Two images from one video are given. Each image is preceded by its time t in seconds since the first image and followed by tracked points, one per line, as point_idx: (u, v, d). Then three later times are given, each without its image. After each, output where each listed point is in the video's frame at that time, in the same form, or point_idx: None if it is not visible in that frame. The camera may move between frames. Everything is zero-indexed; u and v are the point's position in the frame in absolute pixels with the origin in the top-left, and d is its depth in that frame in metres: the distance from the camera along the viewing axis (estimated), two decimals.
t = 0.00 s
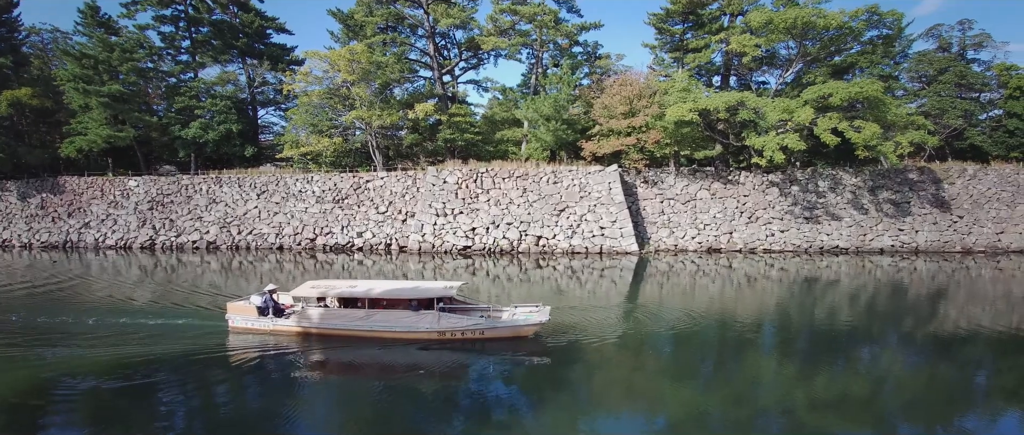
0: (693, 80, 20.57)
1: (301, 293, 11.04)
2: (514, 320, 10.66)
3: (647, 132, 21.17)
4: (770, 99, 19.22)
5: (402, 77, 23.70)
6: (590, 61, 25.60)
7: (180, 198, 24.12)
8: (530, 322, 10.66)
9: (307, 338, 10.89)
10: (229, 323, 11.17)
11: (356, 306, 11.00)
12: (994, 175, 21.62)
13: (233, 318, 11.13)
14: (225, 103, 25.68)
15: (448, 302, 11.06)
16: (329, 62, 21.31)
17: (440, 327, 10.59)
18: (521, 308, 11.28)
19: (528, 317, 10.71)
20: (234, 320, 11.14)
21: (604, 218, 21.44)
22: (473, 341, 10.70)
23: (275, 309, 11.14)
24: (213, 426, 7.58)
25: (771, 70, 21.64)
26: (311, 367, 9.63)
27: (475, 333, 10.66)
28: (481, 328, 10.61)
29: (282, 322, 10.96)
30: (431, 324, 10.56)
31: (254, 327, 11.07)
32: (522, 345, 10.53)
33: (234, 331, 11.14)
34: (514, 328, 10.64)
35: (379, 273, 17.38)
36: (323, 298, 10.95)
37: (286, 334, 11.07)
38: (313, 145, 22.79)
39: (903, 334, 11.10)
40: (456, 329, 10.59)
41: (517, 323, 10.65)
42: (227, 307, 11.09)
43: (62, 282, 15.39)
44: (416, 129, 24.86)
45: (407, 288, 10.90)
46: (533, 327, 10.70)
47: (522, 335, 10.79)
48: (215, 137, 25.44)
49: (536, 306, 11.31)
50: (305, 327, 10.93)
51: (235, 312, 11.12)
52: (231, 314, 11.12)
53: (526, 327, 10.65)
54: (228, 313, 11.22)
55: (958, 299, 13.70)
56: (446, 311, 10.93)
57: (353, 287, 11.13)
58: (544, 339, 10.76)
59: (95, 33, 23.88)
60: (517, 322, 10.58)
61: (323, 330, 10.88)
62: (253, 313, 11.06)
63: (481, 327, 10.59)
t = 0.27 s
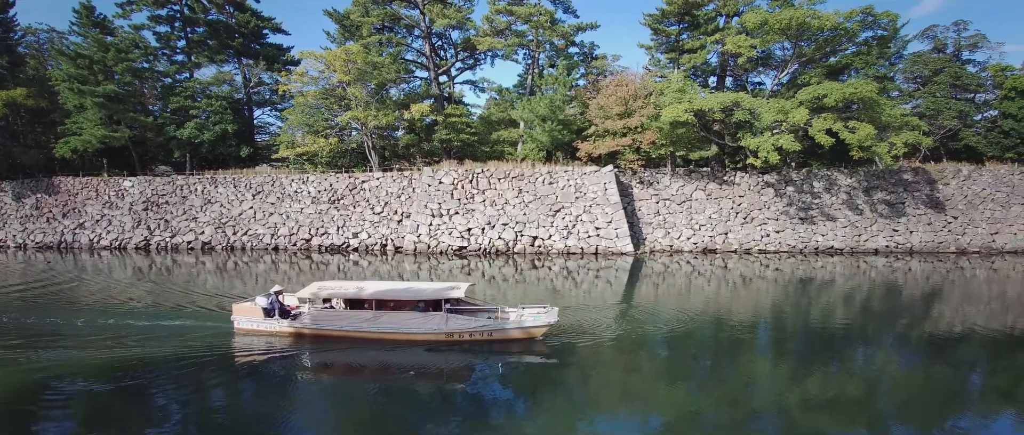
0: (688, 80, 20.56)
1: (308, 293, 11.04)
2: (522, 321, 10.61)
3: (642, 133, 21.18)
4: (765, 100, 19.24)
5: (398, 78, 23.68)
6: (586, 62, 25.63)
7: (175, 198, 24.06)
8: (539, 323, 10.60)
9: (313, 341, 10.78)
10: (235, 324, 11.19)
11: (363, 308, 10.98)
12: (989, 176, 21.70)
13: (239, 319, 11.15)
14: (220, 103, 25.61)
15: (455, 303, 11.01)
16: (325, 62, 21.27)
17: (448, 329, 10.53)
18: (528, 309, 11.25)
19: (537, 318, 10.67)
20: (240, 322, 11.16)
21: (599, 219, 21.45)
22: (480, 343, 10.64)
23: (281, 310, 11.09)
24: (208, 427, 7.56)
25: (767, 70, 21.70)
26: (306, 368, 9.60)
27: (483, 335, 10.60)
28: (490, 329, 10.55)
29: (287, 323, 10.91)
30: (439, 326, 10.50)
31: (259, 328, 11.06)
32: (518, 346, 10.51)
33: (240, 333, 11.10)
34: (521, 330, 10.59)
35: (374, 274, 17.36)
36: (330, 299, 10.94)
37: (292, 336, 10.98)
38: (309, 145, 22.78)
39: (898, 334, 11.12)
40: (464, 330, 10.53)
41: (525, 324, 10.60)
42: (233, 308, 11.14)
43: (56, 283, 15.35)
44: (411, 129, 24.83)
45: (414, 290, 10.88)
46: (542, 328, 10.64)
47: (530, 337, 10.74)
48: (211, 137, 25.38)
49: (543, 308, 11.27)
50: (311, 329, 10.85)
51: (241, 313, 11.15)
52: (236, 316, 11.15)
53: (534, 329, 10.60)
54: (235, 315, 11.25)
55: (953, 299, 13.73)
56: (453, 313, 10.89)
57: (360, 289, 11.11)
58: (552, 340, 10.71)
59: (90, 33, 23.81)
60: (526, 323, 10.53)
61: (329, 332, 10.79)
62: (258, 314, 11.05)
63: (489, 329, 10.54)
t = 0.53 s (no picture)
0: (681, 83, 20.59)
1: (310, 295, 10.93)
2: (527, 324, 10.57)
3: (635, 135, 21.41)
4: (756, 103, 19.33)
5: (392, 79, 23.65)
6: (580, 64, 25.70)
7: (166, 200, 23.91)
8: (544, 326, 10.54)
9: (316, 344, 10.72)
10: (236, 327, 11.09)
11: (366, 310, 10.89)
12: (978, 178, 21.90)
13: (240, 322, 11.04)
14: (212, 104, 25.48)
15: (458, 305, 10.89)
16: (318, 64, 21.21)
17: (453, 331, 10.48)
18: (532, 311, 11.18)
19: (542, 320, 10.59)
20: (241, 325, 11.06)
21: (592, 220, 21.48)
22: (484, 345, 10.64)
23: (283, 313, 11.02)
24: (198, 431, 7.50)
25: (759, 73, 21.84)
26: (298, 371, 9.54)
27: (487, 337, 10.60)
28: (494, 332, 10.54)
29: (290, 326, 10.85)
30: (443, 329, 10.45)
31: (261, 331, 11.01)
32: (510, 349, 10.50)
33: (241, 335, 11.04)
34: (526, 332, 10.56)
35: (367, 276, 17.32)
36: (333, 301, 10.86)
37: (295, 338, 10.97)
38: (301, 147, 22.75)
39: (889, 335, 11.19)
40: (468, 333, 10.51)
41: (530, 326, 10.55)
42: (234, 311, 11.01)
43: (44, 285, 15.21)
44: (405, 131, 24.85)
45: (418, 292, 10.76)
46: (547, 331, 10.59)
47: (535, 339, 10.69)
48: (202, 138, 25.25)
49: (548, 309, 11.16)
50: (314, 331, 10.80)
51: (242, 316, 11.04)
52: (237, 319, 11.04)
53: (539, 331, 10.55)
54: (235, 317, 11.13)
55: (943, 301, 13.82)
56: (457, 315, 10.78)
57: (363, 291, 11.02)
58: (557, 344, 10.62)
59: (80, 34, 23.66)
60: (531, 326, 10.48)
61: (332, 334, 10.76)
62: (261, 317, 10.96)
63: (493, 331, 10.52)
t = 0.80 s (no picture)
0: (677, 84, 20.58)
1: (317, 297, 10.95)
2: (534, 325, 10.58)
3: (631, 136, 21.44)
4: (751, 104, 19.36)
5: (388, 80, 23.65)
6: (576, 65, 25.75)
7: (162, 201, 23.85)
8: (551, 327, 10.54)
9: (323, 345, 10.72)
10: (243, 329, 11.10)
11: (374, 311, 10.92)
12: (973, 179, 22.00)
13: (247, 323, 11.06)
14: (208, 105, 25.43)
15: (466, 307, 10.93)
16: (314, 65, 21.20)
17: (461, 333, 10.49)
18: (539, 312, 11.15)
19: (549, 321, 10.60)
20: (249, 326, 11.08)
21: (588, 221, 21.50)
22: (492, 347, 10.62)
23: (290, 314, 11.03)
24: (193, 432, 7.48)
25: (755, 74, 21.91)
26: (294, 372, 9.53)
27: (495, 339, 10.59)
28: (502, 333, 10.54)
29: (297, 327, 10.87)
30: (451, 330, 10.46)
31: (268, 332, 11.04)
32: (507, 350, 10.49)
33: (248, 336, 11.06)
34: (534, 333, 10.55)
35: (363, 277, 17.31)
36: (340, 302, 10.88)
37: (301, 339, 10.97)
38: (297, 148, 22.73)
39: (885, 336, 11.21)
40: (476, 334, 10.51)
41: (538, 328, 10.55)
42: (241, 313, 11.02)
43: (39, 286, 15.17)
44: (401, 132, 24.94)
45: (425, 294, 10.78)
46: (555, 332, 10.59)
47: (543, 341, 10.70)
48: (198, 139, 25.20)
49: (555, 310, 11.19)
50: (321, 332, 10.80)
51: (249, 318, 11.05)
52: (244, 321, 11.05)
53: (547, 333, 10.55)
54: (242, 319, 11.13)
55: (938, 301, 13.87)
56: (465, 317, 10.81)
57: (370, 292, 11.04)
58: (562, 345, 10.58)
59: (76, 34, 23.63)
60: (538, 327, 10.48)
61: (339, 335, 10.75)
62: (267, 318, 10.97)
63: (501, 333, 10.52)
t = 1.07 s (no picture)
0: (674, 85, 20.58)
1: (328, 299, 11.03)
2: (546, 327, 10.56)
3: (628, 137, 21.47)
4: (747, 105, 19.38)
5: (385, 82, 23.68)
6: (574, 67, 25.79)
7: (160, 202, 23.85)
8: (562, 329, 10.53)
9: (334, 347, 10.68)
10: (253, 331, 11.10)
11: (384, 314, 10.95)
12: (970, 180, 22.05)
13: (257, 326, 11.07)
14: (206, 106, 25.44)
15: (476, 309, 10.96)
16: (311, 66, 21.22)
17: (472, 335, 10.46)
18: (550, 314, 11.12)
19: (560, 323, 10.60)
20: (259, 328, 11.08)
21: (585, 223, 21.52)
22: (503, 349, 10.58)
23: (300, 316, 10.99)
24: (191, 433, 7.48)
25: (752, 76, 21.95)
26: (293, 374, 9.52)
27: (506, 341, 10.55)
28: (513, 335, 10.51)
29: (307, 329, 10.83)
30: (462, 332, 10.44)
31: (275, 334, 11.02)
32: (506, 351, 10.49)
33: (258, 339, 11.06)
34: (545, 335, 10.53)
35: (360, 278, 17.32)
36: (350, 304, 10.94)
37: (311, 342, 10.95)
38: (295, 149, 22.70)
39: (883, 338, 11.21)
40: (487, 336, 10.48)
41: (548, 330, 10.55)
42: (250, 315, 11.03)
43: (36, 287, 15.17)
44: (400, 133, 24.89)
45: (435, 296, 10.84)
46: (566, 334, 10.58)
47: (554, 343, 10.67)
48: (196, 141, 25.22)
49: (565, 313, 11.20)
50: (330, 335, 10.78)
51: (259, 320, 11.06)
52: (254, 323, 11.06)
53: (558, 334, 10.54)
54: (252, 321, 11.12)
55: (935, 303, 13.88)
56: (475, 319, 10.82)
57: (380, 294, 11.09)
58: (573, 346, 10.57)
59: (74, 36, 23.66)
60: (550, 329, 10.48)
61: (349, 338, 10.72)
62: (277, 321, 10.94)
63: (512, 334, 10.49)
